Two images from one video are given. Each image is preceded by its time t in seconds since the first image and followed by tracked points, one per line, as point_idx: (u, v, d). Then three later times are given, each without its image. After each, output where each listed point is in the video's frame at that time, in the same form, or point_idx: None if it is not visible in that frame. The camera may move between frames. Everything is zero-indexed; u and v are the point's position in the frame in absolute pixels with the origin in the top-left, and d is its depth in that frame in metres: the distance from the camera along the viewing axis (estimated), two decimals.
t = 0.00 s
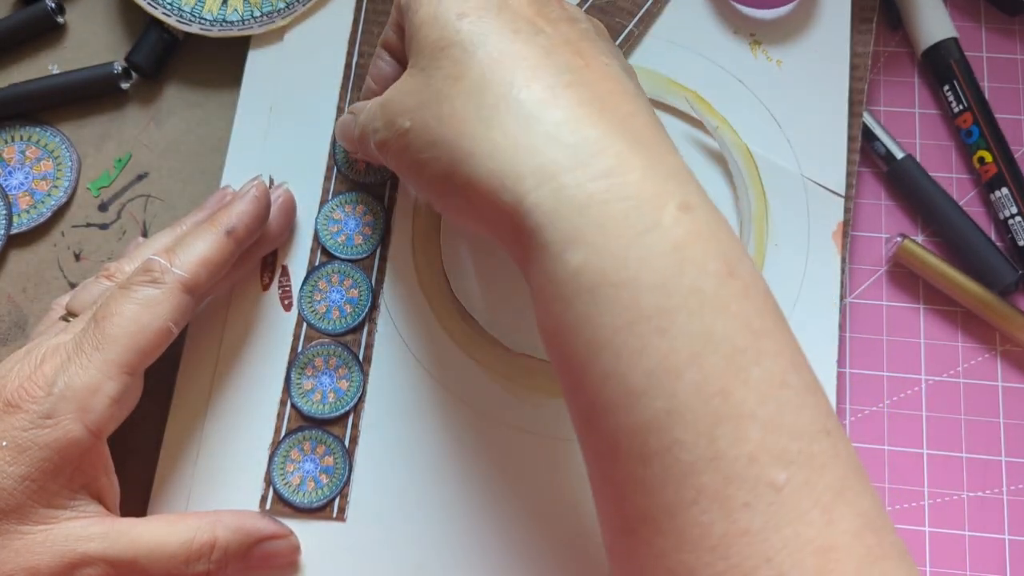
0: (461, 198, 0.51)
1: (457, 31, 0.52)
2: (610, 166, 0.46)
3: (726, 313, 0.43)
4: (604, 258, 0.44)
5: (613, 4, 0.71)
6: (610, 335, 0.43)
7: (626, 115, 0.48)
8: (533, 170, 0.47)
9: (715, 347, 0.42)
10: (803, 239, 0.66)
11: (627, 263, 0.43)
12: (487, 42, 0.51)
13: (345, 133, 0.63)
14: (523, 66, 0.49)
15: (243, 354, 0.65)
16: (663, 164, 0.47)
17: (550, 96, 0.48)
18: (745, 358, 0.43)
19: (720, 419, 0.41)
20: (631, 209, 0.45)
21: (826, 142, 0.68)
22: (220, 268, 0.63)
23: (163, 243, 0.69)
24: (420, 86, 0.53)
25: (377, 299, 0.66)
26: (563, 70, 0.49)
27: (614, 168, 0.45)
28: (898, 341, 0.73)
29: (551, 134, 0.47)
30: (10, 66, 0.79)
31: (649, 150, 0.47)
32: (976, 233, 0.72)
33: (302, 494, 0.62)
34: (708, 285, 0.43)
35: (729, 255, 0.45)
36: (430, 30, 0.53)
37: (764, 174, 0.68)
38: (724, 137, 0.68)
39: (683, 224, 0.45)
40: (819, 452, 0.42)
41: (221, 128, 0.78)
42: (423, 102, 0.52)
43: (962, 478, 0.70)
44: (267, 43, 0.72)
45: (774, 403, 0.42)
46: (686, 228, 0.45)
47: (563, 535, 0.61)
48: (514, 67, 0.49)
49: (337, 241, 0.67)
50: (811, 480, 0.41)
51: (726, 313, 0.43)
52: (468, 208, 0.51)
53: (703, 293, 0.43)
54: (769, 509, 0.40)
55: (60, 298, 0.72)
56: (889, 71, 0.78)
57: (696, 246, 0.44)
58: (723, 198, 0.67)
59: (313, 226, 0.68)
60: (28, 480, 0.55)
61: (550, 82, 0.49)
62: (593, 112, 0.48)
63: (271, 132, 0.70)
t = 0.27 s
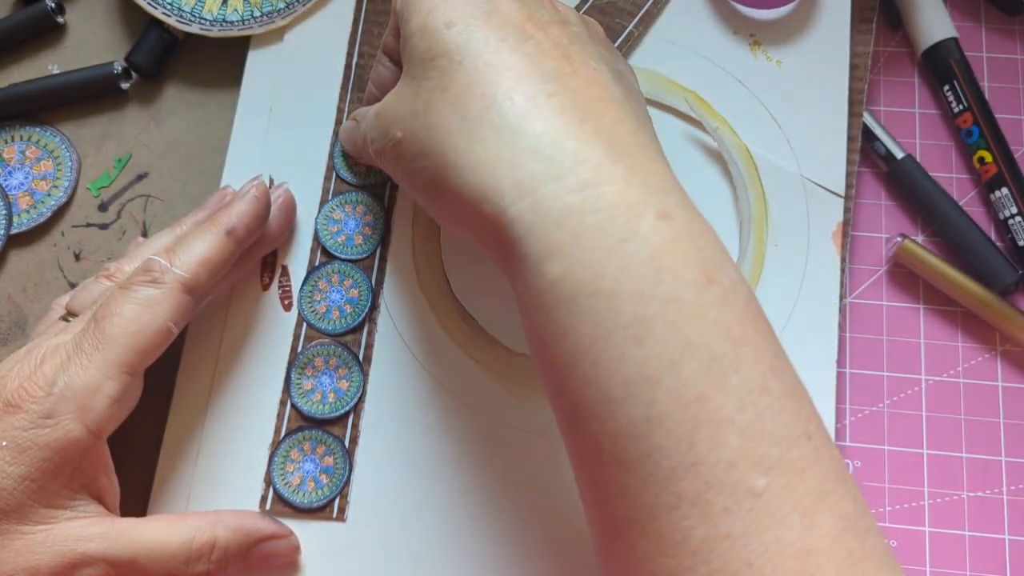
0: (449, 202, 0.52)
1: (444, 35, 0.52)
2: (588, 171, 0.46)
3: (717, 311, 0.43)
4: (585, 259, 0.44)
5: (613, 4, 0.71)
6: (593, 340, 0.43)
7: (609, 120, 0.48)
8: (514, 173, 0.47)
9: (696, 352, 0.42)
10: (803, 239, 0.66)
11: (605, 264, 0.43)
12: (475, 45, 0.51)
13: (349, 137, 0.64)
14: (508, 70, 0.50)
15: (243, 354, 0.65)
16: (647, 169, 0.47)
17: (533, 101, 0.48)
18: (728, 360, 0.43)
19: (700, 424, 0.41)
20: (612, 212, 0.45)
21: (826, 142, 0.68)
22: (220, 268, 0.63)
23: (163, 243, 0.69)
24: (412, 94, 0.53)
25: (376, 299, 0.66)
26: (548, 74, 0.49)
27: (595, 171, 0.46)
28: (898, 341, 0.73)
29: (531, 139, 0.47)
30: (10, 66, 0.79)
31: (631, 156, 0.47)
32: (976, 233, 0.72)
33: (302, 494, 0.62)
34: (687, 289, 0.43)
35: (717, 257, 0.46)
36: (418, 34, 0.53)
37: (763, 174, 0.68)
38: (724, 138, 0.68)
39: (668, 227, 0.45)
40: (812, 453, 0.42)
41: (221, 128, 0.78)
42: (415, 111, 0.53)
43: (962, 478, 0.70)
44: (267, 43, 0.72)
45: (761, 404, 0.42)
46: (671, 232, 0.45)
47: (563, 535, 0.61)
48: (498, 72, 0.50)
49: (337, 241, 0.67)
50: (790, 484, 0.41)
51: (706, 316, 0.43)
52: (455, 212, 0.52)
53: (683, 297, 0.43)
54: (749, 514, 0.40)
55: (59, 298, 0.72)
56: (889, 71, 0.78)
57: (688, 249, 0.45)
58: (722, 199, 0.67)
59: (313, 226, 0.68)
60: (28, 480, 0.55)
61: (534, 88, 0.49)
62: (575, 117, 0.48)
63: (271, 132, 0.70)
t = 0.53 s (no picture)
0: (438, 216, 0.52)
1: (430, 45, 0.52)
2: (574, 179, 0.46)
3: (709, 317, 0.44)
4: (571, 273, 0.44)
5: (613, 4, 0.71)
6: (580, 354, 0.43)
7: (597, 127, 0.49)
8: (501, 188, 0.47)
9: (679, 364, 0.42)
10: (803, 239, 0.66)
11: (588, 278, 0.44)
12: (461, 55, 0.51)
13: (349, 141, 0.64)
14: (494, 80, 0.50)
15: (243, 354, 0.65)
16: (635, 183, 0.47)
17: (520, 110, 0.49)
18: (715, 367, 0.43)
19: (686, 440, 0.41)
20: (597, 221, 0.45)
21: (826, 142, 0.68)
22: (220, 268, 0.63)
23: (163, 243, 0.69)
24: (403, 108, 0.54)
25: (377, 298, 0.66)
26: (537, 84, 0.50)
27: (581, 183, 0.46)
28: (898, 341, 0.73)
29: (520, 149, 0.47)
30: (10, 66, 0.79)
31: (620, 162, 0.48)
32: (976, 233, 0.72)
33: (302, 495, 0.62)
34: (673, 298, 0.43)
35: (707, 271, 0.46)
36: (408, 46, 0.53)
37: (763, 174, 0.68)
38: (724, 138, 0.68)
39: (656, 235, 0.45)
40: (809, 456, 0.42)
41: (221, 128, 0.78)
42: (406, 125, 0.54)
43: (962, 478, 0.70)
44: (267, 43, 0.72)
45: (747, 419, 0.42)
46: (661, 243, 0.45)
47: (564, 535, 0.61)
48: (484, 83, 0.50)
49: (337, 241, 0.67)
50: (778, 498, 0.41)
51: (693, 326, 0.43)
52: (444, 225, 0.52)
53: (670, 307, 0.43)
54: (735, 531, 0.40)
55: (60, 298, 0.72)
56: (889, 70, 0.78)
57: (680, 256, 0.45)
58: (721, 198, 0.67)
59: (313, 226, 0.68)
60: (28, 480, 0.55)
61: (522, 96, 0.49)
62: (561, 125, 0.48)
63: (271, 131, 0.70)
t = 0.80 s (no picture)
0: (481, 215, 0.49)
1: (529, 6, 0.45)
2: (677, 159, 0.40)
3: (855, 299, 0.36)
4: (666, 242, 0.39)
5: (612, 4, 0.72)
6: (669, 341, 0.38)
7: (740, 84, 0.41)
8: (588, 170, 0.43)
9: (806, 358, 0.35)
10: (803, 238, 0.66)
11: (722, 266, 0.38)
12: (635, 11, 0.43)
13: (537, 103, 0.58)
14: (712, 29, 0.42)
15: (242, 354, 0.65)
16: (795, 160, 0.39)
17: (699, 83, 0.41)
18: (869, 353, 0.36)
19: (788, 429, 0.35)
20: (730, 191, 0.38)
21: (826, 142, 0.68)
22: (220, 268, 0.63)
23: (163, 243, 0.69)
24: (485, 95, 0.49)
25: (377, 298, 0.66)
26: (707, 47, 0.41)
27: (715, 135, 0.39)
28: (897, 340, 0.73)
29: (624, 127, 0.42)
30: (10, 66, 0.79)
31: (746, 136, 0.39)
32: (976, 233, 0.72)
33: (302, 495, 0.62)
34: (808, 288, 0.36)
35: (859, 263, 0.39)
36: None
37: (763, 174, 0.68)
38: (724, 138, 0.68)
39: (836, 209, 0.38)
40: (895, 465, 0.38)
41: (221, 128, 0.78)
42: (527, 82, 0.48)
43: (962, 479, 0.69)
44: (267, 43, 0.72)
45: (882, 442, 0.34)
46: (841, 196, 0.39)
47: (565, 535, 0.60)
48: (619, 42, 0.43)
49: (337, 241, 0.67)
50: None
51: (845, 307, 0.36)
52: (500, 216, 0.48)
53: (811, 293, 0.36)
54: None
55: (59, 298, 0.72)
56: (889, 70, 0.78)
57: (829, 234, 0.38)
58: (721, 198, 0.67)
59: (313, 226, 0.68)
60: (28, 480, 0.55)
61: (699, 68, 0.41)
62: (690, 76, 0.41)
63: (271, 131, 0.70)
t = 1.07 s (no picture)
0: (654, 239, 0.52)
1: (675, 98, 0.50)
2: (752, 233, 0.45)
3: (895, 381, 0.41)
4: (741, 305, 0.45)
5: (613, 5, 0.72)
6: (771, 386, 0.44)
7: (790, 159, 0.46)
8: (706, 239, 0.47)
9: (876, 433, 0.41)
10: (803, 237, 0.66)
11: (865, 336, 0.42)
12: (721, 110, 0.48)
13: (580, 163, 0.64)
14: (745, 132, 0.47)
15: (242, 354, 0.65)
16: (875, 222, 0.45)
17: (781, 176, 0.46)
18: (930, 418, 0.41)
19: (851, 483, 0.41)
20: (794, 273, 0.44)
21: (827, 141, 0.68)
22: (220, 267, 0.63)
23: (163, 242, 0.69)
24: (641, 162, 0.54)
25: (376, 298, 0.66)
26: (795, 143, 0.47)
27: (788, 204, 0.45)
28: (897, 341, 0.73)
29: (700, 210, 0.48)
30: (9, 66, 0.79)
31: (838, 212, 0.45)
32: (976, 232, 0.72)
33: (302, 494, 0.62)
34: (841, 346, 0.42)
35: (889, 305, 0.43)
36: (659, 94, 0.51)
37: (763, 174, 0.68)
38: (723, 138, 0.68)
39: (886, 287, 0.43)
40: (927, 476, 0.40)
41: (221, 128, 0.78)
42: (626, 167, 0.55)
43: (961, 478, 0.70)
44: (267, 43, 0.72)
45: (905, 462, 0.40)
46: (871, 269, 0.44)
47: (566, 535, 0.60)
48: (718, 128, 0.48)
49: (337, 241, 0.67)
50: None
51: (888, 365, 0.42)
52: (656, 252, 0.52)
53: (871, 374, 0.41)
54: None
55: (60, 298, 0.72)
56: (889, 70, 0.78)
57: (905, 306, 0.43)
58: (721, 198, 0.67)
59: (312, 226, 0.68)
60: (28, 480, 0.55)
61: (782, 163, 0.46)
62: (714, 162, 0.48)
63: (271, 131, 0.70)
